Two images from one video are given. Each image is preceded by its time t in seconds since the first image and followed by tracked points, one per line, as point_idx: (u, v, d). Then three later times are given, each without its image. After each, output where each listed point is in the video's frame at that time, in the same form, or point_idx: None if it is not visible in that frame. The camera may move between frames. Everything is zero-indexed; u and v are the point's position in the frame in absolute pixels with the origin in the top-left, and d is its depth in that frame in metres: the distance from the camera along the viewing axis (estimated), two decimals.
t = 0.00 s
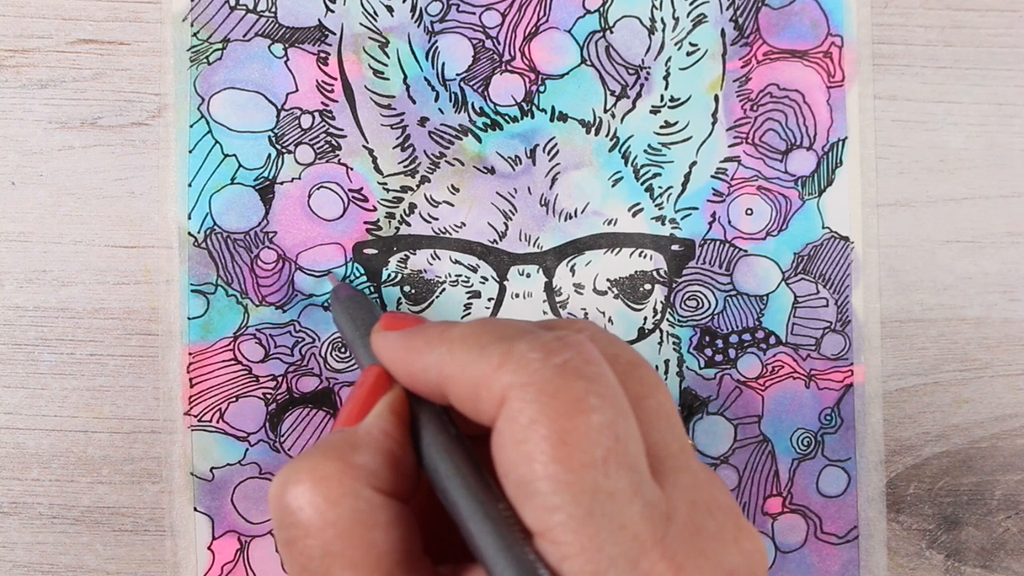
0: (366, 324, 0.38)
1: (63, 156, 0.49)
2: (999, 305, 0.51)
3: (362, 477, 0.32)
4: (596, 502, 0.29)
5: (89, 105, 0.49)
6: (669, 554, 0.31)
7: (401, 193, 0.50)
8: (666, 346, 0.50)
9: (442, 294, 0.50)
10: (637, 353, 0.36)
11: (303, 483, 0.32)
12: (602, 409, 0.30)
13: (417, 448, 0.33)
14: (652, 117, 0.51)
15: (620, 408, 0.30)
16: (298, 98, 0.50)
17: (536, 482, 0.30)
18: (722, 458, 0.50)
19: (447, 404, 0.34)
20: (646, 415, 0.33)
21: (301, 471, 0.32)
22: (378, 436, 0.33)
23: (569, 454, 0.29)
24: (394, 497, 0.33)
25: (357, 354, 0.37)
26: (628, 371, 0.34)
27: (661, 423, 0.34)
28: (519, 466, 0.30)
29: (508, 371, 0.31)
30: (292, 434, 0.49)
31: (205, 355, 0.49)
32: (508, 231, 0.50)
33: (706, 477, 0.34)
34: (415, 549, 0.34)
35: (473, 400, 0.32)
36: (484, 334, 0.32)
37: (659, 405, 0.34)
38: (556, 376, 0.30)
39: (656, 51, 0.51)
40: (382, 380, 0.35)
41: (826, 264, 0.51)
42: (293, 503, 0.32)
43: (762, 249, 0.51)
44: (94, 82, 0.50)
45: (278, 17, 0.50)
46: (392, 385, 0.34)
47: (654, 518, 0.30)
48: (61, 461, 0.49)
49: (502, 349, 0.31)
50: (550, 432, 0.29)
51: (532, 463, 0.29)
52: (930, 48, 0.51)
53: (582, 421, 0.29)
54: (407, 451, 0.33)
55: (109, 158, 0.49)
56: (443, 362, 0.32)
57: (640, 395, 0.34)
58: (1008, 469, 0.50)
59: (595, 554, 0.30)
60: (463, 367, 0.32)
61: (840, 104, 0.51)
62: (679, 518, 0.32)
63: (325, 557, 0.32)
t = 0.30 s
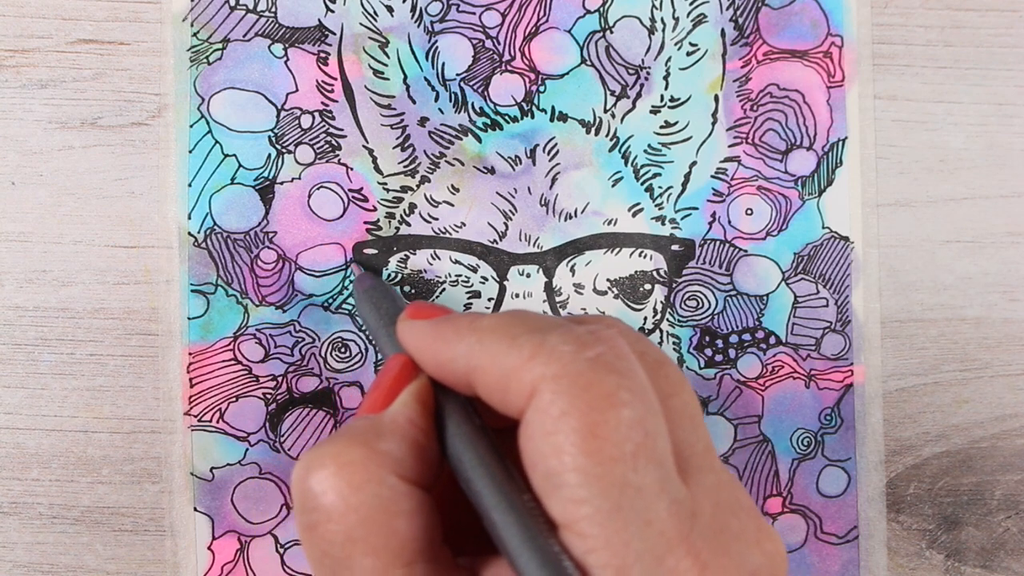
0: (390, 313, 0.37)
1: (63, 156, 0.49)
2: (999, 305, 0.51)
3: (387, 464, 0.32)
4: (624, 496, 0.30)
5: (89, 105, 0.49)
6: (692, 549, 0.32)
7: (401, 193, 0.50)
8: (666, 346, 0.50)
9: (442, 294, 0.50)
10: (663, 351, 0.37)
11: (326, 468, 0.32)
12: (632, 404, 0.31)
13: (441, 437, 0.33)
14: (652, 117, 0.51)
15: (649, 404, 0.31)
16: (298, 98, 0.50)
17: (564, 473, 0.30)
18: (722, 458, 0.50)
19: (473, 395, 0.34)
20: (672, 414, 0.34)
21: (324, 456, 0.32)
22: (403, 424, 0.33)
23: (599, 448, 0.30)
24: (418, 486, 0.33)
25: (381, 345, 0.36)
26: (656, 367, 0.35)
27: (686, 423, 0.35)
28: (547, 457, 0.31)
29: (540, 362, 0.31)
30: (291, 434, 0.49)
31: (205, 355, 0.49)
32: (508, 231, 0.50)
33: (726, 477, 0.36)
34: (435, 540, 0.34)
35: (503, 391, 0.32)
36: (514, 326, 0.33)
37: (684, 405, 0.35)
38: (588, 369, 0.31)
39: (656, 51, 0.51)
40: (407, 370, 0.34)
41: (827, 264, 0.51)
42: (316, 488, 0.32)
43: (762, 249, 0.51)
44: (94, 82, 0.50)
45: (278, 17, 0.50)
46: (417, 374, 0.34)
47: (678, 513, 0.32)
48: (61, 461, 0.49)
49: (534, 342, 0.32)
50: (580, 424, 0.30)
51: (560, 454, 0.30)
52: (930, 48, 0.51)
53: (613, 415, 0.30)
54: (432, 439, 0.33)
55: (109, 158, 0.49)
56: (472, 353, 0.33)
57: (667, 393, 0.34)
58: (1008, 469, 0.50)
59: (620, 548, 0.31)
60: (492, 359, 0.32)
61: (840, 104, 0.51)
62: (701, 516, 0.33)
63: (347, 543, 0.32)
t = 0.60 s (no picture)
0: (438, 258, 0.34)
1: (63, 156, 0.49)
2: (999, 305, 0.51)
3: (472, 434, 0.31)
4: (724, 448, 0.33)
5: (89, 105, 0.49)
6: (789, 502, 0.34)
7: (401, 193, 0.50)
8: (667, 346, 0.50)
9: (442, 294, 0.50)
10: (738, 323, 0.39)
11: (407, 445, 0.31)
12: (735, 371, 0.33)
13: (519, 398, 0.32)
14: (652, 117, 0.51)
15: (748, 373, 0.34)
16: (298, 98, 0.50)
17: (661, 426, 0.34)
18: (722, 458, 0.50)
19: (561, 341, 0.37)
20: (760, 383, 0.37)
21: (406, 434, 0.31)
22: (482, 389, 0.32)
23: (704, 402, 0.33)
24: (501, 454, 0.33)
25: (424, 289, 0.34)
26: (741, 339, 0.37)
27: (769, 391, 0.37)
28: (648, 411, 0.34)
29: (644, 330, 0.34)
30: (292, 434, 0.49)
31: (204, 355, 0.49)
32: (508, 231, 0.50)
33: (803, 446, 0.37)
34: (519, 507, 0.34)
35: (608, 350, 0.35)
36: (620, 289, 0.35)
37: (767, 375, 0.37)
38: (692, 337, 0.33)
39: (656, 51, 0.51)
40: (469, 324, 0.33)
41: (826, 264, 0.51)
42: (404, 464, 0.31)
43: (762, 249, 0.51)
44: (94, 82, 0.50)
45: (279, 17, 0.50)
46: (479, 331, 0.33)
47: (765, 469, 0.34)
48: (61, 461, 0.49)
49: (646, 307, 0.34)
50: (682, 386, 0.33)
51: (663, 411, 0.34)
52: (930, 48, 0.51)
53: (721, 373, 0.33)
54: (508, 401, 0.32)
55: (109, 158, 0.49)
56: (579, 309, 0.35)
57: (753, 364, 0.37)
58: (1008, 469, 0.50)
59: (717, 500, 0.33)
60: (597, 310, 0.34)
61: (840, 104, 0.51)
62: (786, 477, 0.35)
63: (439, 521, 0.31)
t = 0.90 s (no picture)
0: (400, 267, 0.37)
1: (63, 156, 0.49)
2: (999, 305, 0.51)
3: (413, 418, 0.32)
4: (661, 447, 0.29)
5: (89, 105, 0.49)
6: (730, 503, 0.31)
7: (401, 193, 0.50)
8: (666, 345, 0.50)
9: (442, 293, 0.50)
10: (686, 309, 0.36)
11: (349, 425, 0.32)
12: (667, 357, 0.30)
13: (463, 390, 0.33)
14: (652, 117, 0.51)
15: (681, 358, 0.31)
16: (298, 98, 0.50)
17: (595, 426, 0.30)
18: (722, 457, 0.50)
19: (493, 348, 0.34)
20: (703, 370, 0.33)
21: (349, 414, 0.32)
22: (425, 377, 0.33)
23: (633, 399, 0.29)
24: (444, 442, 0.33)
25: (392, 297, 0.37)
26: (685, 325, 0.34)
27: (717, 378, 0.33)
28: (581, 409, 0.30)
29: (570, 315, 0.31)
30: (292, 434, 0.49)
31: (205, 355, 0.49)
32: (508, 231, 0.50)
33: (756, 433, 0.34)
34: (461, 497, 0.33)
35: (531, 343, 0.32)
36: (544, 279, 0.33)
37: (713, 360, 0.34)
38: (621, 321, 0.30)
39: (656, 51, 0.51)
40: (423, 324, 0.35)
41: (826, 264, 0.51)
42: (342, 444, 0.32)
43: (762, 249, 0.51)
44: (94, 82, 0.50)
45: (278, 16, 0.50)
46: (434, 329, 0.35)
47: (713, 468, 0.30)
48: (61, 461, 0.49)
49: (566, 294, 0.32)
50: (613, 376, 0.30)
51: (595, 407, 0.30)
52: (930, 48, 0.51)
53: (648, 366, 0.30)
54: (454, 392, 0.33)
55: (109, 158, 0.49)
56: (499, 304, 0.33)
57: (696, 349, 0.33)
58: (1009, 469, 0.50)
59: (657, 500, 0.30)
60: (521, 310, 0.32)
61: (840, 104, 0.51)
62: (734, 471, 0.32)
63: (373, 500, 0.32)
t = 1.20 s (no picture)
0: (390, 265, 0.39)
1: (63, 156, 0.49)
2: (999, 305, 0.51)
3: (401, 413, 0.32)
4: (642, 439, 0.30)
5: (89, 105, 0.49)
6: (711, 493, 0.31)
7: (401, 193, 0.50)
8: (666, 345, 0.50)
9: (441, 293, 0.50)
10: (673, 303, 0.36)
11: (337, 421, 0.32)
12: (649, 348, 0.30)
13: (451, 385, 0.33)
14: (652, 117, 0.51)
15: (664, 350, 0.31)
16: (298, 98, 0.50)
17: (579, 419, 0.30)
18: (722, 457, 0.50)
19: (482, 344, 0.34)
20: (686, 362, 0.33)
21: (337, 410, 0.32)
22: (413, 372, 0.33)
23: (615, 391, 0.29)
24: (432, 437, 0.33)
25: (383, 296, 0.38)
26: (670, 318, 0.34)
27: (700, 370, 0.34)
28: (564, 401, 0.30)
29: (553, 308, 0.31)
30: (292, 434, 0.49)
31: (205, 355, 0.49)
32: (508, 231, 0.50)
33: (741, 425, 0.34)
34: (451, 492, 0.33)
35: (516, 337, 0.32)
36: (527, 274, 0.33)
37: (698, 352, 0.34)
38: (603, 314, 0.31)
39: (656, 51, 0.51)
40: (412, 318, 0.35)
41: (827, 264, 0.51)
42: (329, 440, 0.32)
43: (762, 249, 0.51)
44: (94, 82, 0.50)
45: (278, 17, 0.50)
46: (423, 324, 0.35)
47: (696, 459, 0.31)
48: (61, 461, 0.49)
49: (548, 288, 0.32)
50: (595, 368, 0.30)
51: (577, 400, 0.30)
52: (930, 48, 0.51)
53: (629, 358, 0.30)
54: (442, 386, 0.34)
55: (109, 158, 0.49)
56: (484, 298, 0.33)
57: (680, 342, 0.34)
58: (1009, 469, 0.50)
59: (639, 491, 0.30)
60: (505, 305, 0.32)
61: (840, 104, 0.51)
62: (718, 461, 0.32)
63: (362, 494, 0.32)
